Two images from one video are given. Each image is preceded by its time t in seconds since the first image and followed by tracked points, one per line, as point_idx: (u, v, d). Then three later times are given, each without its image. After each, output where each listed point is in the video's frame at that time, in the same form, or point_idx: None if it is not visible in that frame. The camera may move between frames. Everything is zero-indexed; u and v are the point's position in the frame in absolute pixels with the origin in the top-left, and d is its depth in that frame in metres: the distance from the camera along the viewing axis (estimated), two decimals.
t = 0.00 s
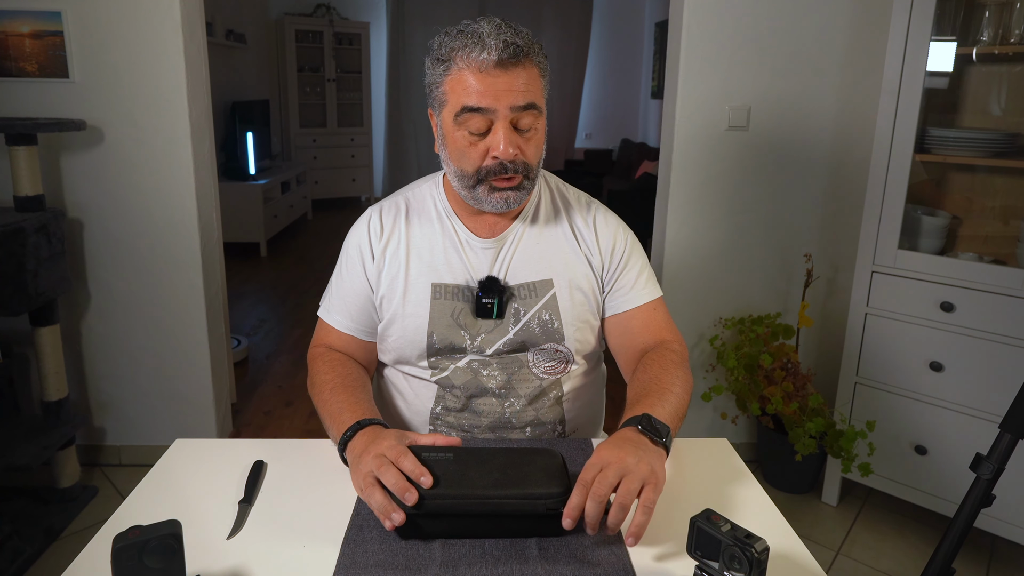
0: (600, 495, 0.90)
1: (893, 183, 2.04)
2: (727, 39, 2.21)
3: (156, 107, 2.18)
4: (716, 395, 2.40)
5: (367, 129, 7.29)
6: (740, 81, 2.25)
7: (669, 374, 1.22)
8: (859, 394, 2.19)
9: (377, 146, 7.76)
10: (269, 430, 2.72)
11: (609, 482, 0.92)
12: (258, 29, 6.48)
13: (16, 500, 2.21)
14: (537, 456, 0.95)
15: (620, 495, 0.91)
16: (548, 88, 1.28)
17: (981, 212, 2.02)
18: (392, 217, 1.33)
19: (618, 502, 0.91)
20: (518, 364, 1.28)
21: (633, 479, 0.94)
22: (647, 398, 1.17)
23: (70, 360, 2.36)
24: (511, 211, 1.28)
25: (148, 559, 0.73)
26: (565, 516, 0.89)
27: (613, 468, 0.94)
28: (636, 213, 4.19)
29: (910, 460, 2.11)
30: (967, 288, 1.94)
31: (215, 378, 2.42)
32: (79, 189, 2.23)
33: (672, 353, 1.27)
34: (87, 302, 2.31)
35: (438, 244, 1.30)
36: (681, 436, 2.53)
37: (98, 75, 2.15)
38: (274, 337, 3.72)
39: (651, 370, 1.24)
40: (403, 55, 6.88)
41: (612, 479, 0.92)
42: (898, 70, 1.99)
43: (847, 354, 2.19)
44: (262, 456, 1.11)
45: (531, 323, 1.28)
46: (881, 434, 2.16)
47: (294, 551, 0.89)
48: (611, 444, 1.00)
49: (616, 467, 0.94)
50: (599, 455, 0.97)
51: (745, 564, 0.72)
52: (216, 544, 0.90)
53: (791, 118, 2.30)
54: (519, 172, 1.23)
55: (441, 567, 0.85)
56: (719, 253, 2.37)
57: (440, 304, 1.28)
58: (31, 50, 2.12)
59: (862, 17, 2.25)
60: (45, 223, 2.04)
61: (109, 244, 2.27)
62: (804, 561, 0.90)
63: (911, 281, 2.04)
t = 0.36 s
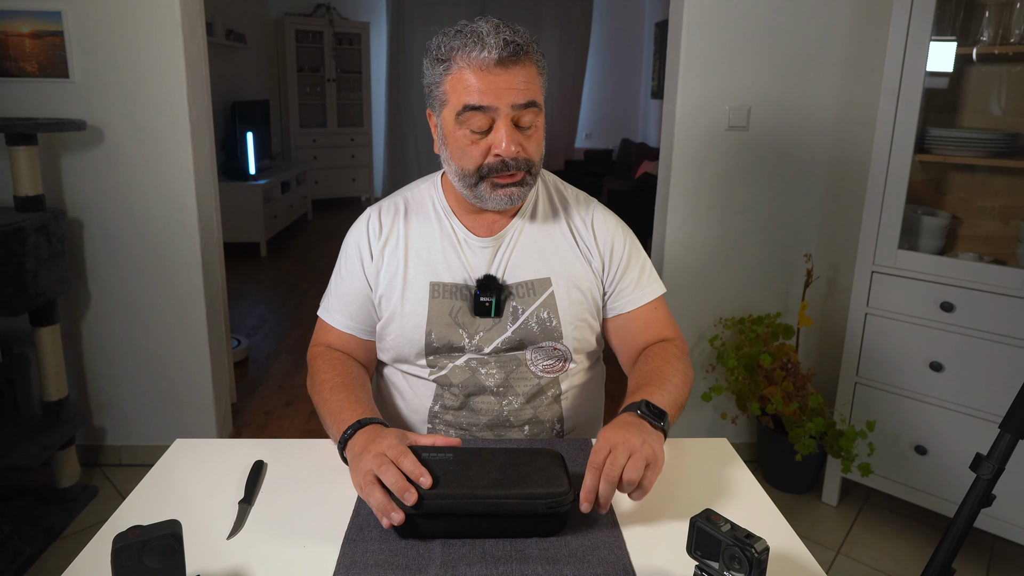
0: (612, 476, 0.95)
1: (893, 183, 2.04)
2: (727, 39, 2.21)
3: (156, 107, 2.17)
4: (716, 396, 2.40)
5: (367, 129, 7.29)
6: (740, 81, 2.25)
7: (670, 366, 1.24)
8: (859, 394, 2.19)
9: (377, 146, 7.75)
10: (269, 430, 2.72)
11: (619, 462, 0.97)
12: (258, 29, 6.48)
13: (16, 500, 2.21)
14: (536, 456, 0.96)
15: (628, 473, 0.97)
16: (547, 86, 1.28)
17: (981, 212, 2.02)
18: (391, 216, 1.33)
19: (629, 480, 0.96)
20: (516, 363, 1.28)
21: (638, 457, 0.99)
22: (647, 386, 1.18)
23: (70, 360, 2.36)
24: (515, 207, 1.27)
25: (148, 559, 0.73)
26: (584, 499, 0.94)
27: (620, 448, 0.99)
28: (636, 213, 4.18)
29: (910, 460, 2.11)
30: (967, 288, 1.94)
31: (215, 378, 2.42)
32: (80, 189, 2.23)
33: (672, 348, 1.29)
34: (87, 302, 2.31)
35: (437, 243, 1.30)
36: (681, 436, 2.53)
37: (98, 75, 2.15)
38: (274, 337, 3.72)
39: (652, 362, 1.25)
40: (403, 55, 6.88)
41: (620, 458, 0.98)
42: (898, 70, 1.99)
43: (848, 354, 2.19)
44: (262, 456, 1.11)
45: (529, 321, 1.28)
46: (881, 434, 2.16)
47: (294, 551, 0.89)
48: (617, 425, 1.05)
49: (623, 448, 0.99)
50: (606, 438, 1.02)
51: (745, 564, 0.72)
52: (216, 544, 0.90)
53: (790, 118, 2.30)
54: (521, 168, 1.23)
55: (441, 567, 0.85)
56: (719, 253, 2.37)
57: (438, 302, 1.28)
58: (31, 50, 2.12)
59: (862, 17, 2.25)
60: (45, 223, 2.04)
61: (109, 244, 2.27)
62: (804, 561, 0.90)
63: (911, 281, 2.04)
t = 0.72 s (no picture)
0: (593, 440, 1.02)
1: (893, 183, 2.04)
2: (727, 39, 2.21)
3: (157, 107, 2.18)
4: (717, 395, 2.40)
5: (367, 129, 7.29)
6: (740, 81, 2.25)
7: (669, 349, 1.29)
8: (859, 394, 2.19)
9: (377, 146, 7.76)
10: (269, 430, 2.72)
11: (600, 429, 1.03)
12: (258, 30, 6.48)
13: (16, 500, 2.21)
14: (538, 456, 0.96)
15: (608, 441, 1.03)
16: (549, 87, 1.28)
17: (981, 212, 2.02)
18: (393, 214, 1.33)
19: (607, 449, 1.03)
20: (519, 361, 1.28)
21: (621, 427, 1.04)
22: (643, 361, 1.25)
23: (70, 360, 2.36)
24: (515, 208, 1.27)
25: (148, 559, 0.73)
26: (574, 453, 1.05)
27: (603, 415, 1.04)
28: (636, 213, 4.18)
29: (910, 460, 2.11)
30: (967, 288, 1.94)
31: (215, 378, 2.42)
32: (80, 189, 2.23)
33: (674, 335, 1.34)
34: (87, 302, 2.32)
35: (439, 240, 1.30)
36: (680, 436, 2.53)
37: (98, 75, 2.15)
38: (274, 337, 3.72)
39: (652, 344, 1.31)
40: (403, 55, 6.88)
41: (602, 430, 1.02)
42: (898, 70, 1.99)
43: (848, 354, 2.19)
44: (262, 456, 1.11)
45: (534, 318, 1.28)
46: (881, 434, 2.16)
47: (294, 551, 0.89)
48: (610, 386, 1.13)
49: (606, 418, 1.03)
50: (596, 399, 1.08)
51: (745, 564, 0.72)
52: (216, 545, 0.90)
53: (790, 118, 2.30)
54: (522, 168, 1.24)
55: (442, 567, 0.85)
56: (720, 253, 2.37)
57: (441, 300, 1.28)
58: (31, 50, 2.12)
59: (862, 17, 2.25)
60: (45, 223, 2.04)
61: (109, 244, 2.27)
62: (804, 562, 0.90)
63: (911, 281, 2.04)
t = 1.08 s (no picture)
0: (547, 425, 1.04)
1: (893, 183, 2.04)
2: (727, 39, 2.21)
3: (157, 107, 2.17)
4: (716, 395, 2.41)
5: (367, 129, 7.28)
6: (740, 81, 2.25)
7: (653, 352, 1.29)
8: (859, 394, 2.19)
9: (377, 146, 7.76)
10: (269, 430, 2.72)
11: (556, 414, 1.05)
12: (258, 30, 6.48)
13: (16, 500, 2.21)
14: (538, 456, 0.96)
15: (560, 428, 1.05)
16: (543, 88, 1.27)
17: (981, 212, 2.02)
18: (397, 214, 1.33)
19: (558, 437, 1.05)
20: (520, 360, 1.28)
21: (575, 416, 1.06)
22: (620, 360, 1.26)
23: (70, 360, 2.36)
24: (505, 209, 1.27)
25: (148, 560, 0.73)
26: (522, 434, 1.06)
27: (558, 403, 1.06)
28: (637, 213, 4.18)
29: (910, 459, 2.11)
30: (967, 288, 1.94)
31: (215, 378, 2.42)
32: (80, 189, 2.23)
33: (663, 340, 1.33)
34: (87, 302, 2.32)
35: (441, 240, 1.30)
36: (680, 436, 2.53)
37: (98, 75, 2.15)
38: (273, 337, 3.72)
39: (637, 348, 1.31)
40: (403, 55, 6.88)
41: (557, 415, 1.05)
42: (898, 70, 1.99)
43: (848, 354, 2.19)
44: (262, 456, 1.11)
45: (535, 318, 1.28)
46: (881, 434, 2.16)
47: (294, 551, 0.89)
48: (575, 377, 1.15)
49: (563, 405, 1.06)
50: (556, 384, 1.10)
51: (745, 564, 0.72)
52: (216, 545, 0.90)
53: (790, 118, 2.30)
54: (510, 170, 1.24)
55: (441, 567, 0.85)
56: (720, 253, 2.37)
57: (442, 299, 1.28)
58: (31, 50, 2.12)
59: (862, 16, 2.25)
60: (45, 223, 2.04)
61: (109, 244, 2.27)
62: (804, 562, 0.90)
63: (911, 281, 2.04)
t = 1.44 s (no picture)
0: (592, 394, 1.02)
1: (893, 183, 2.04)
2: (726, 39, 2.21)
3: (157, 108, 2.18)
4: (717, 395, 2.41)
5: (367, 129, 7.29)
6: (740, 81, 2.25)
7: (663, 353, 1.27)
8: (859, 394, 2.19)
9: (377, 147, 7.76)
10: (270, 430, 2.72)
11: (599, 386, 1.04)
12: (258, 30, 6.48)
13: (16, 499, 2.22)
14: (538, 455, 0.96)
15: (601, 401, 1.04)
16: (540, 88, 1.27)
17: (981, 212, 2.02)
18: (399, 214, 1.33)
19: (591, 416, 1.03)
20: (520, 360, 1.27)
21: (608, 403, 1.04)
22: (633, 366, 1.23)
23: (70, 360, 2.36)
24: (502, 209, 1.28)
25: (147, 559, 0.73)
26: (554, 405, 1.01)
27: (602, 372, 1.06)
28: (637, 213, 4.18)
29: (910, 459, 2.11)
30: (967, 289, 1.94)
31: (215, 379, 2.42)
32: (80, 189, 2.23)
33: (671, 337, 1.32)
34: (87, 302, 2.32)
35: (442, 241, 1.30)
36: (680, 436, 2.53)
37: (98, 75, 2.15)
38: (274, 337, 3.72)
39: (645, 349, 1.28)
40: (403, 55, 6.88)
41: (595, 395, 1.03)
42: (898, 70, 1.99)
43: (847, 354, 2.19)
44: (261, 456, 1.11)
45: (535, 319, 1.28)
46: (881, 433, 2.16)
47: (293, 551, 0.89)
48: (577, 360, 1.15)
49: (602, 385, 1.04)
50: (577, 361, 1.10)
51: (745, 563, 0.72)
52: (216, 545, 0.90)
53: (790, 118, 2.30)
54: (506, 170, 1.24)
55: (441, 567, 0.85)
56: (720, 253, 2.37)
57: (442, 300, 1.28)
58: (31, 50, 2.12)
59: (862, 16, 2.25)
60: (45, 223, 2.04)
61: (109, 244, 2.27)
62: (804, 561, 0.90)
63: (911, 281, 2.04)
